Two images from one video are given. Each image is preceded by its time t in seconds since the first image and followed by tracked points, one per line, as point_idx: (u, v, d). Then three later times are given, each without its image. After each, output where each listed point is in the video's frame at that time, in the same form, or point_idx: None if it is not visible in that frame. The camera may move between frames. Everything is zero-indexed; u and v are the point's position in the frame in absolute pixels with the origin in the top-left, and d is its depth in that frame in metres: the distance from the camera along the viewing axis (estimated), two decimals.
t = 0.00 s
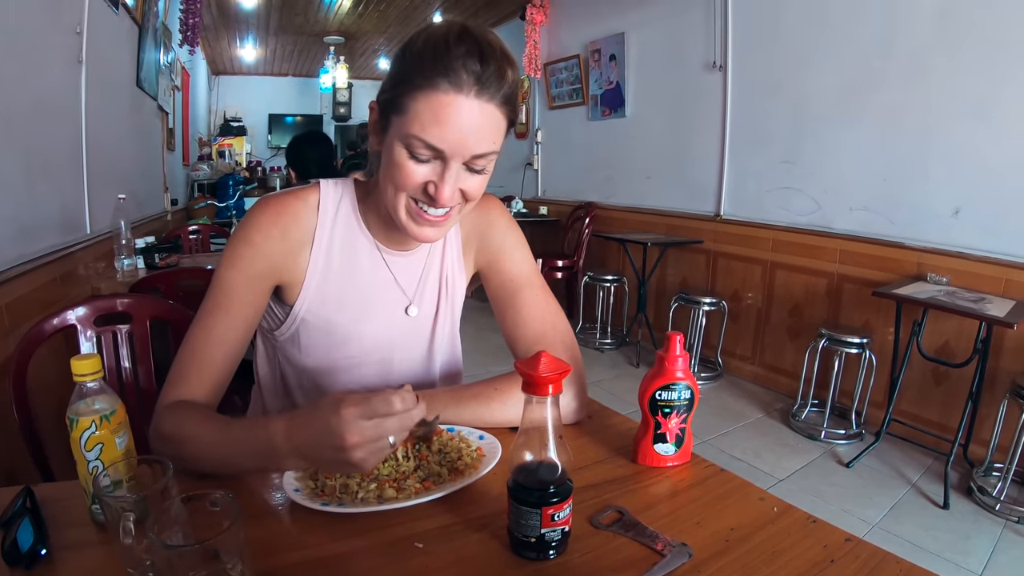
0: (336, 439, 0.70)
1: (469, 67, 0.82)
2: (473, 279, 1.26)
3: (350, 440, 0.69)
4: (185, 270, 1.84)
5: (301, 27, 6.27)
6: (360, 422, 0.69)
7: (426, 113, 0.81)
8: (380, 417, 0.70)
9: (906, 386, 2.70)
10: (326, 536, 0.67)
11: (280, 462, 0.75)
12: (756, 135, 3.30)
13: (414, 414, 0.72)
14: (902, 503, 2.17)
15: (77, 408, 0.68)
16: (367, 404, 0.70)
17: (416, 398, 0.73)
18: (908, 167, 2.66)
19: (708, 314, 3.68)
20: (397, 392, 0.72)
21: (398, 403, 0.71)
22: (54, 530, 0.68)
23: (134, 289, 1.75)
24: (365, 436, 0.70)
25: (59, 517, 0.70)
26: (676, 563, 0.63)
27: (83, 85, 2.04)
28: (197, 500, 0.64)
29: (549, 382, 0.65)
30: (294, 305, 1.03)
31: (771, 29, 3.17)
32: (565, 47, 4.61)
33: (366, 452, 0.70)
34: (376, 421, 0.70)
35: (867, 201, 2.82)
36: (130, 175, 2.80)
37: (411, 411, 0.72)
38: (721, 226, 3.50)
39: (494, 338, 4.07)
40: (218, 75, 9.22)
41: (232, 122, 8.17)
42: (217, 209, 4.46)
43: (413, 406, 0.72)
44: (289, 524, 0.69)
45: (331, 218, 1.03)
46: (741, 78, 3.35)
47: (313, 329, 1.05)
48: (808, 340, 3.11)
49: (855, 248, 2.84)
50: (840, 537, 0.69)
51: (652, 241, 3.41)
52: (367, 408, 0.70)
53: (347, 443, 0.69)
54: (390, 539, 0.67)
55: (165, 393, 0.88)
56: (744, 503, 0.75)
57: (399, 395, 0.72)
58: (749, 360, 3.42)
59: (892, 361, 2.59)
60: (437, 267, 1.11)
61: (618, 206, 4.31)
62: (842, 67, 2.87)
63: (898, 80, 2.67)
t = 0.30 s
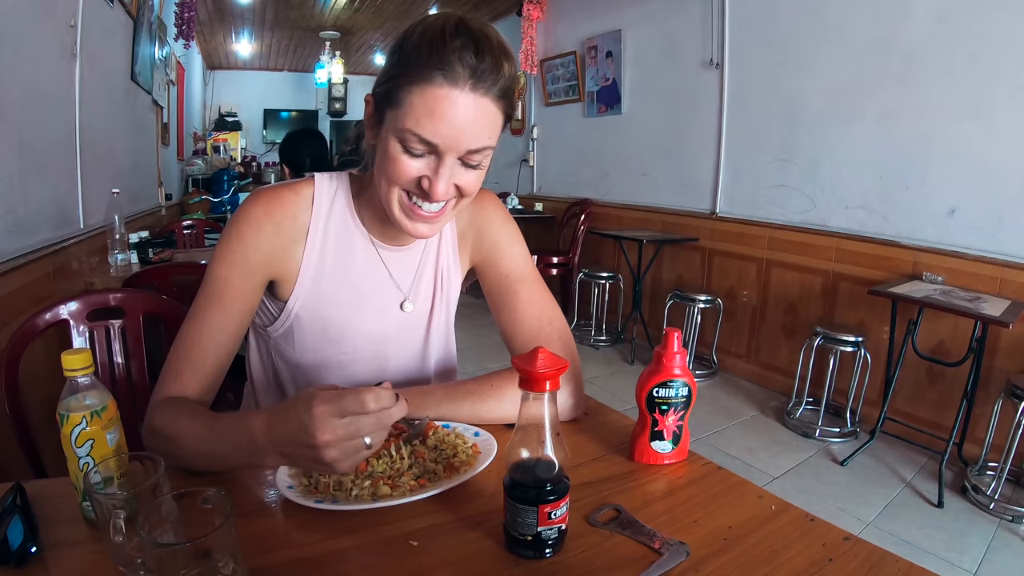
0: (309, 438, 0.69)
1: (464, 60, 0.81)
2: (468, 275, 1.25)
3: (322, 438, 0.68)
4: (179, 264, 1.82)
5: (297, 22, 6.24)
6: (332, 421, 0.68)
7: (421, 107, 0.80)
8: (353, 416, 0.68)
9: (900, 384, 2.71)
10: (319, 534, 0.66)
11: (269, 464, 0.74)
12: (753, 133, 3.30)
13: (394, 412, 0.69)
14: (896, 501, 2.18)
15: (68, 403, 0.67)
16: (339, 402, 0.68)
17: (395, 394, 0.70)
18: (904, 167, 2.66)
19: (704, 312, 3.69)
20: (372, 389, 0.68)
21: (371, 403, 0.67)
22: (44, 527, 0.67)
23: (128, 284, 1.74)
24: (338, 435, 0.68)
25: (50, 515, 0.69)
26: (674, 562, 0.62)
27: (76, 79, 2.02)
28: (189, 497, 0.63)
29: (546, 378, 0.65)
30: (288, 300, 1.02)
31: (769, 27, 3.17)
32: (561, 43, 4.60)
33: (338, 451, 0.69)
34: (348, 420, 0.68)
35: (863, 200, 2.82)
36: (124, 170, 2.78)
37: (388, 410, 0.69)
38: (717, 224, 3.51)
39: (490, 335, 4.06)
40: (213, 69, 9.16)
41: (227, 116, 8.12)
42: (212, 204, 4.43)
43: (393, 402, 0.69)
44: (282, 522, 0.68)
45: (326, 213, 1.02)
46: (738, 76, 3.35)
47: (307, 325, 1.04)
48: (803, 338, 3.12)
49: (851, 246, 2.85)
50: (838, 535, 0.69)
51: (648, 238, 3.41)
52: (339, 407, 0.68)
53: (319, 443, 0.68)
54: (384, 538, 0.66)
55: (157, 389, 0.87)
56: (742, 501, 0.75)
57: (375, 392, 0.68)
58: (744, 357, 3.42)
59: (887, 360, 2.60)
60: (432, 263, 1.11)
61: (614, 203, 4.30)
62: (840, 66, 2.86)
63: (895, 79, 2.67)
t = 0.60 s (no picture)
0: (329, 425, 0.69)
1: (448, 56, 0.81)
2: (464, 272, 1.25)
3: (341, 425, 0.68)
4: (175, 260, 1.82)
5: (294, 19, 6.22)
6: (352, 408, 0.68)
7: (404, 103, 0.80)
8: (372, 405, 0.69)
9: (895, 384, 2.72)
10: (317, 527, 0.66)
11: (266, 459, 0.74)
12: (749, 133, 3.31)
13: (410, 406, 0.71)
14: (890, 500, 2.20)
15: (65, 397, 0.67)
16: (359, 390, 0.69)
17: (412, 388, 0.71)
18: (900, 167, 2.67)
19: (699, 310, 3.70)
20: (391, 378, 0.70)
21: (390, 391, 0.69)
22: (41, 521, 0.67)
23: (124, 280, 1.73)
24: (357, 423, 0.68)
25: (46, 509, 0.69)
26: (670, 556, 0.63)
27: (73, 74, 2.01)
28: (186, 490, 0.63)
29: (544, 371, 0.65)
30: (283, 295, 1.02)
31: (766, 26, 3.17)
32: (558, 42, 4.60)
33: (356, 439, 0.69)
34: (367, 408, 0.69)
35: (859, 200, 2.83)
36: (120, 166, 2.77)
37: (404, 402, 0.70)
38: (713, 223, 3.52)
39: (486, 333, 4.07)
40: (209, 65, 9.13)
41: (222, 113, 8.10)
42: (208, 201, 4.42)
43: (409, 394, 0.71)
44: (279, 516, 0.68)
45: (321, 209, 1.02)
46: (735, 76, 3.36)
47: (303, 320, 1.04)
48: (798, 337, 3.13)
49: (847, 246, 2.86)
50: (833, 530, 0.69)
51: (644, 237, 3.41)
52: (358, 395, 0.69)
53: (339, 429, 0.68)
54: (381, 531, 0.66)
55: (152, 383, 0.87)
56: (737, 497, 0.75)
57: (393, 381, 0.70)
58: (739, 356, 3.44)
59: (882, 359, 2.61)
60: (427, 260, 1.11)
61: (610, 202, 4.30)
62: (836, 66, 2.88)
63: (891, 80, 2.68)
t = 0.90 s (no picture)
0: (310, 410, 0.69)
1: (437, 50, 0.81)
2: (460, 269, 1.26)
3: (320, 409, 0.68)
4: (172, 258, 1.81)
5: (291, 17, 6.21)
6: (331, 391, 0.68)
7: (394, 98, 0.80)
8: (350, 386, 0.68)
9: (891, 383, 2.73)
10: (314, 524, 0.66)
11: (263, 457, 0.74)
12: (747, 132, 3.31)
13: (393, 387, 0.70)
14: (887, 499, 2.20)
15: (62, 394, 0.67)
16: (337, 373, 0.69)
17: (391, 368, 0.70)
18: (898, 167, 2.68)
19: (696, 309, 3.70)
20: (368, 357, 0.68)
21: (367, 370, 0.68)
22: (37, 519, 0.67)
23: (120, 278, 1.73)
24: (336, 407, 0.68)
25: (43, 506, 0.69)
26: (666, 553, 0.63)
27: (70, 72, 2.00)
28: (183, 488, 0.63)
29: (540, 369, 0.65)
30: (279, 293, 1.02)
31: (764, 26, 3.18)
32: (556, 41, 4.60)
33: (337, 424, 0.69)
34: (346, 391, 0.68)
35: (856, 199, 2.84)
36: (117, 164, 2.76)
37: (384, 381, 0.69)
38: (710, 222, 3.52)
39: (483, 331, 4.07)
40: (206, 63, 9.11)
41: (220, 110, 8.08)
42: (205, 199, 4.41)
43: (388, 373, 0.70)
44: (276, 513, 0.68)
45: (317, 206, 1.02)
46: (732, 75, 3.37)
47: (300, 318, 1.04)
48: (795, 336, 3.14)
49: (844, 245, 2.87)
50: (830, 527, 0.70)
51: (641, 235, 3.41)
52: (336, 377, 0.68)
53: (318, 413, 0.68)
54: (378, 528, 0.66)
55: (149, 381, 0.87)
56: (734, 494, 0.76)
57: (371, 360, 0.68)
58: (736, 355, 3.44)
59: (878, 358, 2.62)
60: (423, 257, 1.11)
61: (607, 201, 4.31)
62: (834, 66, 2.88)
63: (889, 80, 2.69)
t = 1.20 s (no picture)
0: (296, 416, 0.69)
1: (421, 43, 0.81)
2: (456, 268, 1.25)
3: (308, 415, 0.68)
4: (169, 258, 1.81)
5: (289, 16, 6.20)
6: (319, 397, 0.68)
7: (380, 93, 0.80)
8: (340, 392, 0.68)
9: (889, 381, 2.74)
10: (310, 524, 0.66)
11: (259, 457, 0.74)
12: (744, 131, 3.31)
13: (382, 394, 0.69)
14: (885, 497, 2.21)
15: (58, 394, 0.67)
16: (326, 378, 0.68)
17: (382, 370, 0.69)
18: (896, 166, 2.68)
19: (694, 308, 3.71)
20: (359, 362, 0.67)
21: (356, 376, 0.67)
22: (34, 519, 0.66)
23: (117, 278, 1.72)
24: (324, 413, 0.68)
25: (39, 506, 0.69)
26: (662, 553, 0.63)
27: (68, 71, 2.00)
28: (179, 488, 0.63)
29: (536, 368, 0.65)
30: (275, 292, 1.02)
31: (762, 25, 3.18)
32: (554, 40, 4.59)
33: (324, 430, 0.69)
34: (334, 397, 0.68)
35: (853, 198, 2.84)
36: (115, 163, 2.75)
37: (375, 387, 0.69)
38: (708, 220, 3.52)
39: (481, 330, 4.07)
40: (204, 62, 9.10)
41: (218, 110, 8.07)
42: (203, 198, 4.40)
43: (379, 378, 0.69)
44: (273, 512, 0.68)
45: (312, 205, 1.02)
46: (730, 74, 3.36)
47: (296, 317, 1.04)
48: (793, 335, 3.14)
49: (841, 244, 2.87)
50: (826, 527, 0.70)
51: (639, 234, 3.41)
52: (325, 382, 0.68)
53: (306, 419, 0.68)
54: (375, 528, 0.66)
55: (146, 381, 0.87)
56: (731, 494, 0.76)
57: (361, 365, 0.68)
58: (734, 354, 3.45)
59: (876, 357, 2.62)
60: (418, 255, 1.11)
61: (605, 200, 4.31)
62: (832, 65, 2.88)
63: (886, 78, 2.69)
